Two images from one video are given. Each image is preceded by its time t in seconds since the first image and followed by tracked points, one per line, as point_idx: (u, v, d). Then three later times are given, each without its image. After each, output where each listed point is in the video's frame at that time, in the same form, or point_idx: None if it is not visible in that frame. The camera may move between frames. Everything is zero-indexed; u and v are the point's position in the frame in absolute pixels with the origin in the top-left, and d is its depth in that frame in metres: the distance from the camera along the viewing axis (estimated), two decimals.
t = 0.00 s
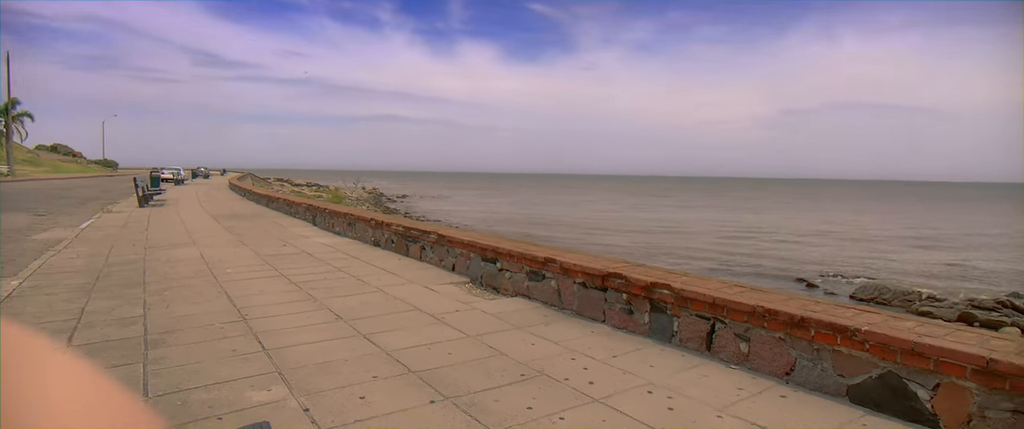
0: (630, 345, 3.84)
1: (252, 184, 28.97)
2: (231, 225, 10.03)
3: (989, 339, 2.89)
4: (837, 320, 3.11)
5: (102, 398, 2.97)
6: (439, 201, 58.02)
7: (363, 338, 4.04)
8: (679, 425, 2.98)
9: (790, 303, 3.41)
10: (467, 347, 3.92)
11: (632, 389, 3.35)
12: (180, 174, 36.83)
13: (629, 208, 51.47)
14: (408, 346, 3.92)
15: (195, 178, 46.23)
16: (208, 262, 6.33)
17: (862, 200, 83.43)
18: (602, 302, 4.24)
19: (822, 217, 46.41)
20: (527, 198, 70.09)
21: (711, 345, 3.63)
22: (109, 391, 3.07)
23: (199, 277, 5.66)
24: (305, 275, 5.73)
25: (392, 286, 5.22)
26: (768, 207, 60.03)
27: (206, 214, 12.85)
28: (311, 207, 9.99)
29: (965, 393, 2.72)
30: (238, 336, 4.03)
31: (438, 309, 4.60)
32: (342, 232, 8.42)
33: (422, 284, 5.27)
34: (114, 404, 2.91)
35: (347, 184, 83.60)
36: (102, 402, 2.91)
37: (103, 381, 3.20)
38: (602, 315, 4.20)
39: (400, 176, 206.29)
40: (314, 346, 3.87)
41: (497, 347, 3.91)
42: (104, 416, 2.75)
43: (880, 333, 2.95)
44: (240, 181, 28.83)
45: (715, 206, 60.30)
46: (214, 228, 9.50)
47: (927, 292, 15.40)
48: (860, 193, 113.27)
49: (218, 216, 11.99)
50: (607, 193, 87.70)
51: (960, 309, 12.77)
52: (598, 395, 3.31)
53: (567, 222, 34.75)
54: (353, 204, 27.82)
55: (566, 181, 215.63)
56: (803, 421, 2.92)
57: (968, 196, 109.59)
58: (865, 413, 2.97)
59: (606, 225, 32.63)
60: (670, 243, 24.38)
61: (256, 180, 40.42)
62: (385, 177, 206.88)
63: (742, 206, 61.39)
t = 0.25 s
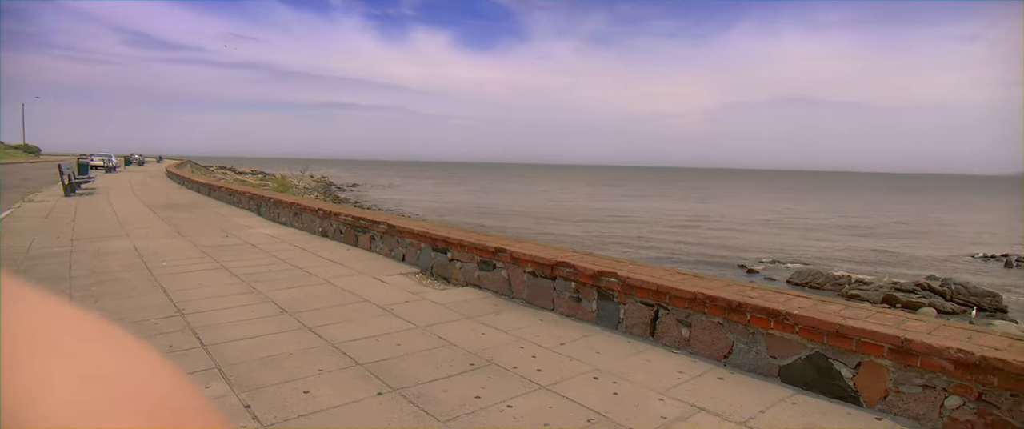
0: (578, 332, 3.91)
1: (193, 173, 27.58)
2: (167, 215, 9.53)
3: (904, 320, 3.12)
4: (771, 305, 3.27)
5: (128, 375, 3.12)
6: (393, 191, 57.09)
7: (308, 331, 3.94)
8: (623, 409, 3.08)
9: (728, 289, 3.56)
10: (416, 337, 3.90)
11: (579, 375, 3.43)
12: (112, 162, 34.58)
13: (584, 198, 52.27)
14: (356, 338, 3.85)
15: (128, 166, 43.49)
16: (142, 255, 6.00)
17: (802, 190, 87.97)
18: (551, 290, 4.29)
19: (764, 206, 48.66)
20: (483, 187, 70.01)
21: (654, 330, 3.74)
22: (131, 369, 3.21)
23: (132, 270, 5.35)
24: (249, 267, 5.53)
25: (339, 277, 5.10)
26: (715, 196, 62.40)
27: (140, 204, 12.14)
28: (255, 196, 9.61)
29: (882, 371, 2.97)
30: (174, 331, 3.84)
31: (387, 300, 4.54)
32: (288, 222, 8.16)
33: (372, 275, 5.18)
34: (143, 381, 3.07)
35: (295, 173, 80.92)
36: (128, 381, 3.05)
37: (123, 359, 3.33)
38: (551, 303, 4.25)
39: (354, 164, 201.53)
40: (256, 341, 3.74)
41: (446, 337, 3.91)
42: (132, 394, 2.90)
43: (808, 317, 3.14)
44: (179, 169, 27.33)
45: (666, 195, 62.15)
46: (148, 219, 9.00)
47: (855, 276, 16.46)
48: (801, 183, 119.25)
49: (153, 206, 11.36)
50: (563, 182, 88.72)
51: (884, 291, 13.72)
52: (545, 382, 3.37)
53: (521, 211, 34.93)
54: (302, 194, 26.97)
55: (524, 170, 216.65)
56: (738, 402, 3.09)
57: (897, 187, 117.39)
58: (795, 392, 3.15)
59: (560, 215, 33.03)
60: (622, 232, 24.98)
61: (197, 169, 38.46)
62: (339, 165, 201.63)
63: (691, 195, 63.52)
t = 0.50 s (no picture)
0: (512, 322, 3.98)
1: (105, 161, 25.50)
2: (73, 206, 8.78)
3: (808, 303, 3.38)
4: (692, 293, 3.46)
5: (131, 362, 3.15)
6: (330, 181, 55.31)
7: (232, 328, 3.77)
8: (553, 396, 3.16)
9: (654, 278, 3.71)
10: (348, 331, 3.83)
11: (512, 365, 3.49)
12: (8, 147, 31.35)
13: (526, 189, 52.73)
14: (284, 333, 3.73)
15: (27, 152, 39.53)
16: (44, 249, 5.51)
17: (733, 182, 92.90)
18: (486, 282, 4.33)
19: (695, 198, 51.12)
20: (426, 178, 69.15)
21: (585, 319, 3.86)
22: (134, 356, 3.24)
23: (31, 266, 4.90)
24: (167, 261, 5.21)
25: (267, 271, 4.91)
26: (652, 188, 64.78)
27: (41, 193, 11.12)
28: (175, 186, 9.05)
29: (788, 351, 3.22)
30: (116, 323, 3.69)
31: (318, 294, 4.42)
32: (212, 214, 7.75)
33: (302, 269, 5.02)
34: (154, 373, 3.06)
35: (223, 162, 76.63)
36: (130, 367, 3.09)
37: (144, 348, 3.34)
38: (486, 294, 4.29)
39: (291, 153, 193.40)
40: (175, 339, 3.54)
41: (379, 331, 3.86)
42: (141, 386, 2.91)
43: (725, 303, 3.34)
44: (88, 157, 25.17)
45: (606, 187, 63.90)
46: (50, 210, 8.26)
47: (773, 263, 17.66)
48: (732, 176, 125.76)
49: (56, 197, 10.43)
50: (507, 174, 89.09)
51: (798, 276, 14.82)
52: (478, 372, 3.40)
53: (463, 203, 34.86)
54: (230, 184, 25.62)
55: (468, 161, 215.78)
56: (661, 386, 3.25)
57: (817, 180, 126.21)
58: (712, 374, 3.35)
59: (502, 207, 33.25)
60: (562, 224, 25.45)
61: (110, 156, 35.60)
62: (275, 154, 192.84)
63: (630, 187, 65.62)
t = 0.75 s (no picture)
0: (440, 316, 4.01)
1: None
2: None
3: (718, 290, 3.62)
4: (613, 282, 3.60)
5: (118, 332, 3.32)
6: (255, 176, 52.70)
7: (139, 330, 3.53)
8: (478, 387, 3.21)
9: (578, 269, 3.84)
10: (269, 331, 3.70)
11: (439, 358, 3.52)
12: None
13: (464, 184, 52.56)
14: (198, 335, 3.55)
15: None
16: None
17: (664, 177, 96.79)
18: (415, 276, 4.33)
19: (627, 192, 53.08)
20: (360, 173, 67.24)
21: (512, 311, 3.94)
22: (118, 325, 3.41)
23: None
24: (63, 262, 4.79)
25: (180, 270, 4.64)
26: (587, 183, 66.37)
27: None
28: (74, 180, 8.33)
29: (700, 336, 3.43)
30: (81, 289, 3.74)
31: (236, 293, 4.24)
32: (118, 210, 7.22)
33: (219, 267, 4.79)
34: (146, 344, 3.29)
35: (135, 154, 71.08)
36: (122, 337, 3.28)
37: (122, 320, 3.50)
38: (415, 289, 4.29)
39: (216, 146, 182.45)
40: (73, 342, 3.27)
41: (302, 329, 3.77)
42: (139, 359, 3.10)
43: (643, 292, 3.50)
44: None
45: (542, 181, 64.83)
46: None
47: (695, 253, 18.71)
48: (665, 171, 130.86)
49: None
50: (444, 168, 88.38)
51: (718, 265, 15.80)
52: (404, 367, 3.39)
53: (398, 198, 34.33)
54: (140, 178, 23.82)
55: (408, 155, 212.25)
56: (582, 372, 3.39)
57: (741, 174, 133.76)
58: (631, 359, 3.52)
59: (437, 201, 33.03)
60: (499, 219, 25.60)
61: None
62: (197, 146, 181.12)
63: (566, 182, 66.91)
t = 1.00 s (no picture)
0: (361, 314, 3.96)
1: None
2: None
3: (633, 279, 3.80)
4: (535, 274, 3.68)
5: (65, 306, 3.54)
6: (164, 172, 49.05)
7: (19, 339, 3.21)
8: (401, 383, 3.17)
9: (501, 262, 3.90)
10: (175, 335, 3.48)
11: (359, 356, 3.46)
12: None
13: (394, 181, 51.53)
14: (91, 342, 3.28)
15: None
16: None
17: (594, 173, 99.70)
18: (336, 274, 4.25)
19: (556, 187, 54.35)
20: (283, 169, 64.17)
21: (436, 306, 3.96)
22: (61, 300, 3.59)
23: None
24: None
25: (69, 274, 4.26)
26: (519, 179, 67.15)
27: None
28: None
29: (617, 323, 3.59)
30: None
31: (135, 297, 3.96)
32: None
33: (115, 270, 4.43)
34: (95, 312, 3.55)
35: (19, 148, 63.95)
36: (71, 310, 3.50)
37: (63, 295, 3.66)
38: (336, 287, 4.22)
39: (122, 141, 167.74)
40: None
41: (211, 332, 3.58)
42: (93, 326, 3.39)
43: (563, 282, 3.61)
44: None
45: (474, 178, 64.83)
46: None
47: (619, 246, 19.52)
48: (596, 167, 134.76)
49: None
50: (374, 165, 86.38)
51: (639, 257, 16.59)
52: (322, 367, 3.30)
53: (323, 195, 33.21)
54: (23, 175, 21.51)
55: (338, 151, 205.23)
56: (504, 363, 3.45)
57: (667, 171, 140.34)
58: (552, 349, 3.63)
59: (365, 198, 32.30)
60: (429, 216, 25.33)
61: None
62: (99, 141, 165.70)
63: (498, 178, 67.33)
